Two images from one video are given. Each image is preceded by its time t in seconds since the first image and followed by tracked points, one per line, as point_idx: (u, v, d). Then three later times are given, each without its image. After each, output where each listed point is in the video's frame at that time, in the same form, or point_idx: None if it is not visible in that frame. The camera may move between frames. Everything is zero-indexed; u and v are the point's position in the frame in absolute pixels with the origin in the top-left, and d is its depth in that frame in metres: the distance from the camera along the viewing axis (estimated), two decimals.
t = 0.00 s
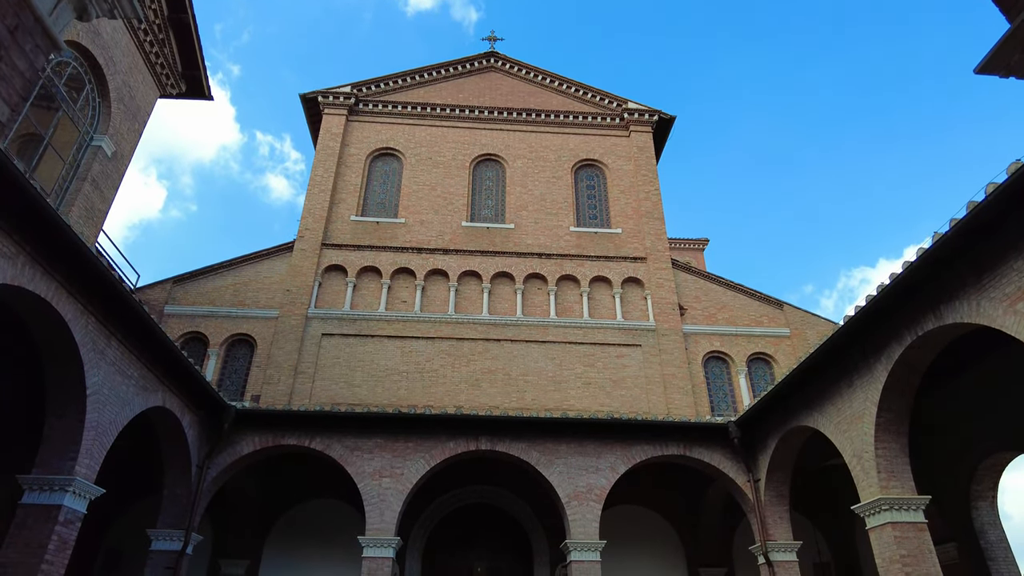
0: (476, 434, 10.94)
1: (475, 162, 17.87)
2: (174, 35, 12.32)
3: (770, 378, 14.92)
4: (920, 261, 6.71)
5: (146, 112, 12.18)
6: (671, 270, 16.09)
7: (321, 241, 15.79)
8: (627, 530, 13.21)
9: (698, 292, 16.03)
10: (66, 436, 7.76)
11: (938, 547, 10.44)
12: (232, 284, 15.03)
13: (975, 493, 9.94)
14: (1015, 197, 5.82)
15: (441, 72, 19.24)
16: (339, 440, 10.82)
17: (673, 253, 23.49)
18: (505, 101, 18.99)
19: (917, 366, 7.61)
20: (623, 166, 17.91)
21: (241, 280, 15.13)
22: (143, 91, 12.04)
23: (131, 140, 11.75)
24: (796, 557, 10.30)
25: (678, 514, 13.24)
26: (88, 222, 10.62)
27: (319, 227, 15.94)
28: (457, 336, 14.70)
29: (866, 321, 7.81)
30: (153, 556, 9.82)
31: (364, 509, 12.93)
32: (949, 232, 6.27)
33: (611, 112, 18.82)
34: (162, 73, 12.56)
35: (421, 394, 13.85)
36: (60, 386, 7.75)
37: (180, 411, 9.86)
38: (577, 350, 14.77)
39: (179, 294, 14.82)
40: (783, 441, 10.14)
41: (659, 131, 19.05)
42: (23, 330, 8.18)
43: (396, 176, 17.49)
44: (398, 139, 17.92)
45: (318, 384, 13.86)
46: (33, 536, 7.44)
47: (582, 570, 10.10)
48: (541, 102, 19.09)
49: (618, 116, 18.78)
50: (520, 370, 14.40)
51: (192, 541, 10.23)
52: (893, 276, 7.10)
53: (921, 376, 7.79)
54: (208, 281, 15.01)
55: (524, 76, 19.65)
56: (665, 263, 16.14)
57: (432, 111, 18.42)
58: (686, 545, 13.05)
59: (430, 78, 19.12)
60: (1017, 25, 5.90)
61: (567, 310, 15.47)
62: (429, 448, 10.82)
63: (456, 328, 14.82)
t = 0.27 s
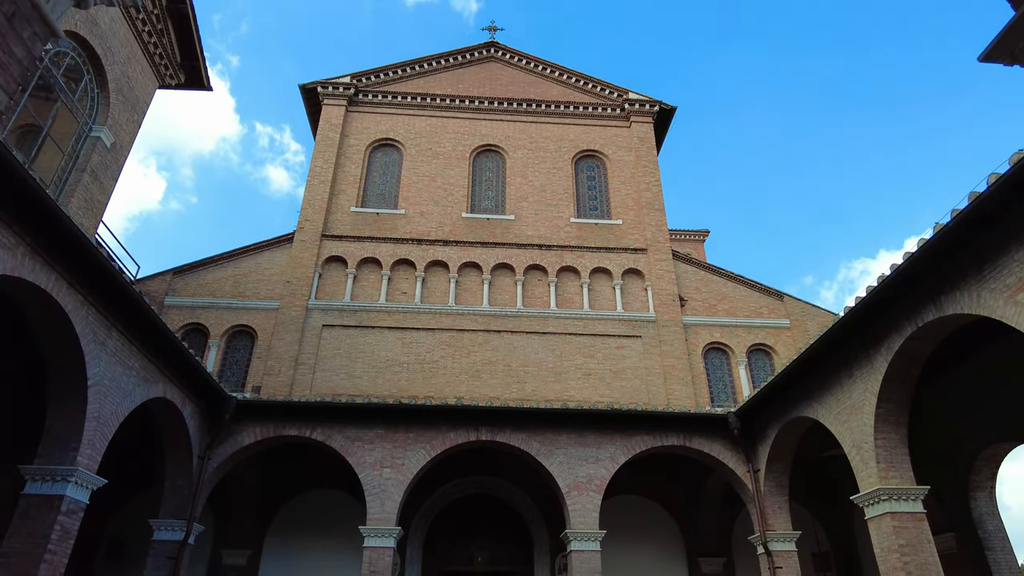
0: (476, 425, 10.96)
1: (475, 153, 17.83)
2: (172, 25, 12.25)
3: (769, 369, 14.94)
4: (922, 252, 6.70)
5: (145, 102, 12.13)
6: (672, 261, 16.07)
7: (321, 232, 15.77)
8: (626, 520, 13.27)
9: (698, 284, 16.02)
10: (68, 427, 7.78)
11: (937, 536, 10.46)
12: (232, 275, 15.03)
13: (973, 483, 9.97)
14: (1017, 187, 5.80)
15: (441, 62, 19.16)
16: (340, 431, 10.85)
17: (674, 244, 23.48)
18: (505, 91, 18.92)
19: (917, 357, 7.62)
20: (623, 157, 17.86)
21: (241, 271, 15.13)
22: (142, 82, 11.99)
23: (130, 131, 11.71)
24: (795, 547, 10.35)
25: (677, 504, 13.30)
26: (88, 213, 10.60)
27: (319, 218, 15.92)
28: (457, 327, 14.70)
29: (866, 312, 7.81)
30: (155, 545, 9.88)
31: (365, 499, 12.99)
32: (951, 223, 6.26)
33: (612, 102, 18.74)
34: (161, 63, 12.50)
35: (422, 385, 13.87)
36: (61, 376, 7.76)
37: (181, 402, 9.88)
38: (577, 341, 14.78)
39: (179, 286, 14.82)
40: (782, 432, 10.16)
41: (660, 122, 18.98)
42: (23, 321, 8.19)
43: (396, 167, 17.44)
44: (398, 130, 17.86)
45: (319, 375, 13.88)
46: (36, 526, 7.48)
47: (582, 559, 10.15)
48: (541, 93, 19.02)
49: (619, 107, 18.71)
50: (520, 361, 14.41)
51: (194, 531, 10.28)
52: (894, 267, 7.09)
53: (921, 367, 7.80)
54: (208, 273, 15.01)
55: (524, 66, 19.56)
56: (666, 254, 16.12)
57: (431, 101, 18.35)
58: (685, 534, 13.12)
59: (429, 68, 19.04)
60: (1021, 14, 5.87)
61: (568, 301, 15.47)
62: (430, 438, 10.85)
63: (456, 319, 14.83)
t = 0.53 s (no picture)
0: (477, 413, 10.99)
1: (475, 141, 17.76)
2: (170, 13, 12.17)
3: (769, 358, 14.96)
4: (922, 241, 6.69)
5: (143, 91, 12.07)
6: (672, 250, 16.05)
7: (321, 221, 15.75)
8: (626, 508, 13.34)
9: (698, 273, 16.01)
10: (69, 415, 7.81)
11: (935, 524, 10.53)
12: (232, 264, 15.02)
13: (972, 472, 10.00)
14: (1019, 176, 5.78)
15: (441, 50, 19.05)
16: (341, 420, 10.88)
17: (674, 233, 23.44)
18: (505, 79, 18.82)
19: (917, 346, 7.62)
20: (624, 146, 17.80)
21: (241, 260, 15.12)
22: (140, 70, 11.93)
23: (129, 120, 11.66)
24: (794, 535, 10.41)
25: (677, 492, 13.37)
26: (87, 202, 10.58)
27: (319, 207, 15.89)
28: (458, 316, 14.71)
29: (867, 301, 7.81)
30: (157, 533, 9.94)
31: (365, 487, 13.04)
32: (952, 212, 6.25)
33: (612, 91, 18.65)
34: (159, 51, 12.42)
35: (422, 374, 13.90)
36: (62, 366, 7.78)
37: (182, 391, 9.91)
38: (577, 331, 14.79)
39: (179, 275, 14.81)
40: (782, 420, 10.19)
41: (661, 110, 18.90)
42: (24, 310, 8.19)
43: (396, 156, 17.38)
44: (398, 119, 17.79)
45: (319, 364, 13.91)
46: (39, 514, 7.52)
47: (582, 547, 10.21)
48: (541, 81, 18.92)
49: (619, 95, 18.62)
50: (520, 350, 14.43)
51: (196, 519, 10.34)
52: (895, 256, 7.09)
53: (921, 356, 7.81)
54: (209, 262, 15.00)
55: (525, 54, 19.45)
56: (666, 243, 16.10)
57: (431, 90, 18.26)
58: (684, 522, 13.20)
59: (429, 56, 18.93)
60: None
61: (568, 291, 15.47)
62: (430, 427, 10.89)
63: (457, 309, 14.83)
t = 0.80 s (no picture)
0: (477, 398, 11.04)
1: (475, 126, 17.67)
2: None
3: (769, 343, 14.99)
4: (923, 226, 6.68)
5: (141, 76, 11.99)
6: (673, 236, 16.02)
7: (321, 206, 15.71)
8: (625, 492, 13.43)
9: (699, 258, 16.00)
10: (71, 400, 7.84)
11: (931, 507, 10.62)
12: (232, 250, 15.01)
13: (969, 456, 10.06)
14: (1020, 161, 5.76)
15: (441, 34, 18.89)
16: (341, 404, 10.92)
17: (675, 218, 23.39)
18: (505, 63, 18.69)
19: (916, 331, 7.64)
20: (625, 130, 17.71)
21: (241, 245, 15.11)
22: (137, 54, 11.84)
23: (126, 105, 11.60)
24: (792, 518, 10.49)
25: (675, 476, 13.47)
26: (86, 187, 10.55)
27: (319, 192, 15.85)
28: (458, 301, 14.72)
29: (868, 286, 7.81)
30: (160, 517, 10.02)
31: (367, 471, 13.13)
32: (953, 197, 6.23)
33: (613, 74, 18.51)
34: (156, 35, 12.31)
35: (423, 359, 13.94)
36: (63, 351, 7.80)
37: (183, 376, 9.94)
38: (577, 316, 14.81)
39: (179, 260, 14.80)
40: (781, 405, 10.23)
41: (662, 94, 18.78)
42: (24, 296, 8.20)
43: (396, 140, 17.30)
44: (397, 103, 17.68)
45: (320, 349, 13.94)
46: (43, 497, 7.57)
47: (581, 530, 10.30)
48: (542, 65, 18.79)
49: (620, 79, 18.49)
50: (520, 336, 14.45)
51: (198, 502, 10.42)
52: (896, 241, 7.08)
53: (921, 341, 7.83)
54: (208, 247, 14.98)
55: (525, 37, 19.29)
56: (667, 228, 16.06)
57: (431, 74, 18.14)
58: (683, 506, 13.30)
59: (429, 39, 18.78)
60: None
61: (568, 276, 15.47)
62: (431, 411, 10.93)
63: (457, 294, 14.84)
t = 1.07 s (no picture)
0: (477, 379, 11.08)
1: (474, 106, 17.54)
2: None
3: (769, 324, 15.01)
4: (924, 206, 6.66)
5: (136, 55, 11.87)
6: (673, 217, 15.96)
7: (320, 187, 15.64)
8: (625, 472, 13.54)
9: (699, 240, 15.96)
10: (73, 382, 7.86)
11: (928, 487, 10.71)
12: (231, 231, 14.97)
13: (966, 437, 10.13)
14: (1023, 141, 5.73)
15: (440, 12, 18.67)
16: (342, 385, 10.96)
17: (676, 199, 23.31)
18: (505, 42, 18.49)
19: (916, 312, 7.64)
20: (626, 110, 17.57)
21: (240, 227, 15.06)
22: (133, 33, 11.71)
23: (123, 84, 11.49)
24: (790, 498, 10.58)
25: (674, 456, 13.57)
26: (83, 168, 10.49)
27: (317, 173, 15.77)
28: (457, 283, 14.72)
29: (868, 267, 7.80)
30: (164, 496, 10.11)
31: (368, 451, 13.23)
32: (955, 178, 6.21)
33: (614, 54, 18.33)
34: (151, 14, 12.15)
35: (423, 340, 13.97)
36: (64, 332, 7.81)
37: (184, 358, 9.97)
38: (577, 298, 14.81)
39: (178, 242, 14.77)
40: (780, 386, 10.27)
41: (663, 74, 18.61)
42: (23, 277, 8.18)
43: (395, 121, 17.18)
44: (396, 83, 17.53)
45: (320, 330, 13.96)
46: (47, 477, 7.63)
47: (581, 508, 10.39)
48: (542, 44, 18.59)
49: (621, 58, 18.32)
50: (520, 317, 14.47)
51: (201, 482, 10.50)
52: (897, 222, 7.07)
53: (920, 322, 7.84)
54: (207, 229, 14.94)
55: (525, 16, 19.07)
56: (667, 210, 16.01)
57: (430, 53, 17.96)
58: (682, 486, 13.41)
59: (427, 18, 18.57)
60: None
61: (568, 258, 15.45)
62: (431, 392, 10.98)
63: (456, 276, 14.83)
